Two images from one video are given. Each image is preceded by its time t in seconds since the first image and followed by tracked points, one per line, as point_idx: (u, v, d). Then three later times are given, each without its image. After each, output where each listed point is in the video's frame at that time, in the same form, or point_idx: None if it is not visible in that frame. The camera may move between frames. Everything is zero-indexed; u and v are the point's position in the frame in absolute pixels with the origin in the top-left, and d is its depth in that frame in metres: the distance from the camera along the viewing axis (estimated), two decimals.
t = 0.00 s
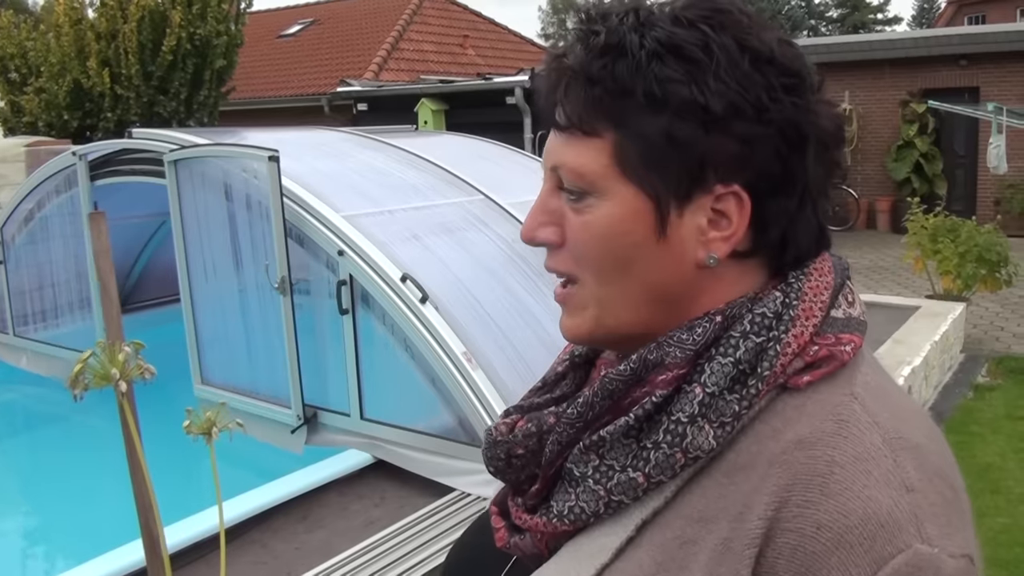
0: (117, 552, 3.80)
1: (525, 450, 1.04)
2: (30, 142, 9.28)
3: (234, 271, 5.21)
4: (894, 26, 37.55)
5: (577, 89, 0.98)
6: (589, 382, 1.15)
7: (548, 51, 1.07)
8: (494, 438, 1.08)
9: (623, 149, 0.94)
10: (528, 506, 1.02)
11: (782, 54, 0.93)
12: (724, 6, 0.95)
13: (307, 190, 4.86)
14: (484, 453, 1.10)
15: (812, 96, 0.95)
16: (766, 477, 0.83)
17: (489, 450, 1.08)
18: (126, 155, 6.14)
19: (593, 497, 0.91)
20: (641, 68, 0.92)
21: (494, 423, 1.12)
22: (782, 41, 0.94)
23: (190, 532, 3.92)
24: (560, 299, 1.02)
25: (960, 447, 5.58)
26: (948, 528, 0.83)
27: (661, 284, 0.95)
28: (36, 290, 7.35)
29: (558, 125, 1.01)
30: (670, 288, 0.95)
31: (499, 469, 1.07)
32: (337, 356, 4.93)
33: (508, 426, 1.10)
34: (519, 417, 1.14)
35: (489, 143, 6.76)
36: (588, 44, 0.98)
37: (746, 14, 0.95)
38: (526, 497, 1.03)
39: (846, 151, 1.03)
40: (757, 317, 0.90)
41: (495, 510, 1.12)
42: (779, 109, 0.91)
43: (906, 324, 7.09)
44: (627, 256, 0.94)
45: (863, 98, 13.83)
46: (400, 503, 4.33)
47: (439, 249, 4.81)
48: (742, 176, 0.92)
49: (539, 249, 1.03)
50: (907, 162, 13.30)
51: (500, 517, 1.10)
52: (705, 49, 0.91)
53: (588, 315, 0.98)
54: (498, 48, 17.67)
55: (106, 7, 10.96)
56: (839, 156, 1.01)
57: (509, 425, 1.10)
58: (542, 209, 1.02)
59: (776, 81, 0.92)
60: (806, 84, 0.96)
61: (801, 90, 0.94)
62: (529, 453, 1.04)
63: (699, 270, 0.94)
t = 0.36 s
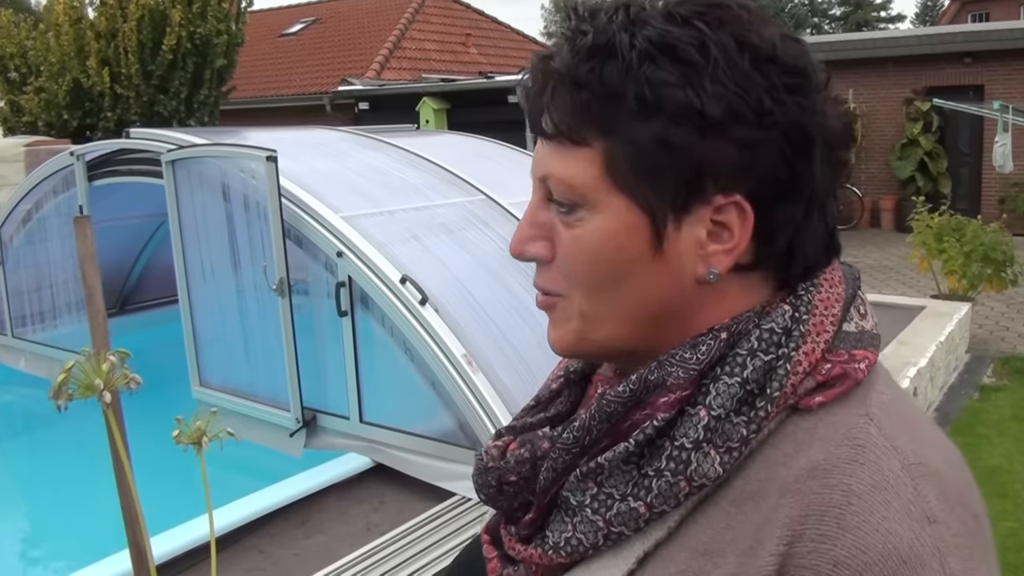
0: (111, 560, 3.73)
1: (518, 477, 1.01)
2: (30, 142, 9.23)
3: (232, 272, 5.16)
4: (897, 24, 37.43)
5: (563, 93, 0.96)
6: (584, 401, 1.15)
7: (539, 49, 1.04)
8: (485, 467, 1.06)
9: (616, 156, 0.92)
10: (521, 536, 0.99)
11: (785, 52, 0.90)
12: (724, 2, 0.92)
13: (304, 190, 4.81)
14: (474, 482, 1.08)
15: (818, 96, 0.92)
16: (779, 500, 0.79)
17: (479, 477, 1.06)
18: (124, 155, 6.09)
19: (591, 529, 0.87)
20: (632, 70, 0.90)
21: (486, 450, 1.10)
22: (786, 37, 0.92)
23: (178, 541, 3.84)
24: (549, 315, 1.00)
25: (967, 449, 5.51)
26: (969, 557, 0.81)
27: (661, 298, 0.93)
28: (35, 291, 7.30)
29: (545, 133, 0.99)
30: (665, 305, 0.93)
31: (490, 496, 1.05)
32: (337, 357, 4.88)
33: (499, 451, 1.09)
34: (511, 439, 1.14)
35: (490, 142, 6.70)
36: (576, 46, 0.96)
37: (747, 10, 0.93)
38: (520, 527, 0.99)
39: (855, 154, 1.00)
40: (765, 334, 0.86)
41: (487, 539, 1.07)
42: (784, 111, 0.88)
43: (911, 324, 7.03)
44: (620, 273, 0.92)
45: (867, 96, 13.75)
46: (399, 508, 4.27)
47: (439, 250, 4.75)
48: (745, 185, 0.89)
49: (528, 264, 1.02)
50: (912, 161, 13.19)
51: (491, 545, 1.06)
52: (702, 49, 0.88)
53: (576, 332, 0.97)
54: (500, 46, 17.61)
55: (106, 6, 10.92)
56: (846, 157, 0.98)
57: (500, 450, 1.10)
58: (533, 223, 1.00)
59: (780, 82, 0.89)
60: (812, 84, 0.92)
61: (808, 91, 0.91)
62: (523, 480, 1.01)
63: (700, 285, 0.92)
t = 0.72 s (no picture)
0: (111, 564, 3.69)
1: (514, 501, 1.05)
2: (28, 142, 9.18)
3: (231, 273, 5.11)
4: (899, 21, 37.25)
5: (569, 83, 0.95)
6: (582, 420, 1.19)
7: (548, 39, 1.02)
8: (478, 494, 1.10)
9: (617, 155, 0.91)
10: (522, 563, 1.01)
11: (806, 68, 0.91)
12: (746, 6, 0.92)
13: (304, 190, 4.75)
14: (470, 510, 1.12)
15: (837, 118, 0.93)
16: (797, 516, 0.81)
17: (476, 502, 1.10)
18: (123, 155, 6.05)
19: (590, 556, 0.88)
20: (643, 68, 0.89)
21: (482, 472, 1.14)
22: (809, 51, 0.92)
23: (170, 548, 3.75)
24: (536, 324, 1.00)
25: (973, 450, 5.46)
26: None
27: (652, 311, 0.93)
28: (33, 291, 7.26)
29: (546, 123, 0.98)
30: (662, 316, 0.93)
31: (486, 522, 1.09)
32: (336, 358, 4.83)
33: (496, 472, 1.13)
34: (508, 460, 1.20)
35: (491, 141, 6.64)
36: (589, 34, 0.95)
37: (772, 16, 0.93)
38: (517, 554, 1.03)
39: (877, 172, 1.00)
40: (774, 350, 0.88)
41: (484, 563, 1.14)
42: (798, 130, 0.89)
43: (916, 322, 6.97)
44: (609, 281, 0.93)
45: (870, 94, 13.67)
46: (400, 511, 4.23)
47: (438, 250, 4.69)
48: (746, 202, 0.90)
49: (512, 256, 1.02)
50: (915, 158, 13.10)
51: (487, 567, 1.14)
52: (719, 53, 0.88)
53: (565, 338, 0.97)
54: (501, 44, 17.54)
55: (105, 5, 10.88)
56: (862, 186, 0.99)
57: (497, 469, 1.15)
58: (519, 216, 1.01)
59: (799, 97, 0.89)
60: (834, 103, 0.93)
61: (827, 110, 0.92)
62: (519, 505, 1.05)
63: (693, 303, 0.93)
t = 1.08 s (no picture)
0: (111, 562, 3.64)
1: (513, 512, 1.01)
2: (30, 138, 9.15)
3: (231, 270, 5.08)
4: (905, 18, 37.13)
5: (582, 70, 0.93)
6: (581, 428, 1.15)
7: (561, 25, 1.00)
8: (475, 506, 1.07)
9: (629, 153, 0.89)
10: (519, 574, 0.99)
11: (840, 69, 0.87)
12: None
13: (306, 188, 4.71)
14: (465, 521, 1.09)
15: (869, 127, 0.89)
16: (819, 536, 0.79)
17: (472, 514, 1.07)
18: (124, 151, 6.01)
19: (593, 570, 0.86)
20: (662, 61, 0.86)
21: (478, 478, 1.11)
22: (842, 52, 0.89)
23: (160, 553, 3.66)
24: (537, 328, 0.98)
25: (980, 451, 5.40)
26: None
27: (664, 327, 0.91)
28: (34, 289, 7.24)
29: (556, 115, 0.96)
30: (665, 324, 0.91)
31: (483, 533, 1.06)
32: (337, 357, 4.79)
33: (492, 479, 1.11)
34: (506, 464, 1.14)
35: (493, 138, 6.60)
36: (608, 20, 0.92)
37: (805, 12, 0.89)
38: (514, 565, 1.01)
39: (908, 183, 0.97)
40: (797, 358, 0.85)
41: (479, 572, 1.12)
42: (825, 136, 0.85)
43: (922, 321, 6.92)
44: (614, 286, 0.90)
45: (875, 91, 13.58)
46: (401, 511, 4.18)
47: (441, 249, 4.64)
48: (761, 211, 0.86)
49: (514, 254, 0.99)
50: (921, 156, 12.88)
51: None
52: (743, 49, 0.84)
53: (566, 346, 0.94)
54: (505, 41, 17.49)
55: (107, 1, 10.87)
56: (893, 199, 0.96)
57: (495, 475, 1.11)
58: (523, 211, 0.99)
59: (829, 103, 0.86)
60: (866, 110, 0.89)
61: (857, 119, 0.87)
62: (518, 515, 1.01)
63: (702, 313, 0.91)
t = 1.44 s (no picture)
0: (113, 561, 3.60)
1: (510, 532, 1.02)
2: (26, 134, 9.10)
3: (228, 266, 5.04)
4: (904, 14, 37.03)
5: (567, 76, 0.92)
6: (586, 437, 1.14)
7: (544, 25, 0.98)
8: (472, 522, 1.09)
9: (627, 152, 0.87)
10: None
11: (836, 35, 0.85)
12: None
13: (302, 184, 4.68)
14: (463, 540, 1.10)
15: (874, 90, 0.87)
16: (836, 561, 0.79)
17: (468, 532, 1.08)
18: (120, 148, 5.98)
19: None
20: (648, 52, 0.84)
21: (476, 488, 1.14)
22: (838, 16, 0.87)
23: (151, 556, 3.60)
24: (549, 341, 0.97)
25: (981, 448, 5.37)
26: None
27: (673, 325, 0.89)
28: (30, 286, 7.21)
29: (547, 127, 0.95)
30: (682, 331, 0.90)
31: (480, 552, 1.07)
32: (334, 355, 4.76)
33: (491, 493, 1.12)
34: (504, 479, 1.14)
35: (492, 134, 6.57)
36: (587, 19, 0.90)
37: None
38: None
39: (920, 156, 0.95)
40: (810, 368, 0.84)
41: None
42: (832, 107, 0.83)
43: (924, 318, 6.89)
44: (628, 293, 0.89)
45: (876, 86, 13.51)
46: (399, 511, 4.16)
47: (440, 246, 4.61)
48: (778, 194, 0.84)
49: (523, 272, 0.98)
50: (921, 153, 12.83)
51: None
52: (733, 28, 0.83)
53: (583, 358, 0.93)
54: (504, 37, 17.44)
55: None
56: (909, 163, 0.94)
57: (493, 489, 1.12)
58: (528, 228, 0.97)
59: (829, 71, 0.84)
60: (867, 74, 0.87)
61: (862, 82, 0.86)
62: (515, 534, 1.02)
63: (723, 311, 0.89)
